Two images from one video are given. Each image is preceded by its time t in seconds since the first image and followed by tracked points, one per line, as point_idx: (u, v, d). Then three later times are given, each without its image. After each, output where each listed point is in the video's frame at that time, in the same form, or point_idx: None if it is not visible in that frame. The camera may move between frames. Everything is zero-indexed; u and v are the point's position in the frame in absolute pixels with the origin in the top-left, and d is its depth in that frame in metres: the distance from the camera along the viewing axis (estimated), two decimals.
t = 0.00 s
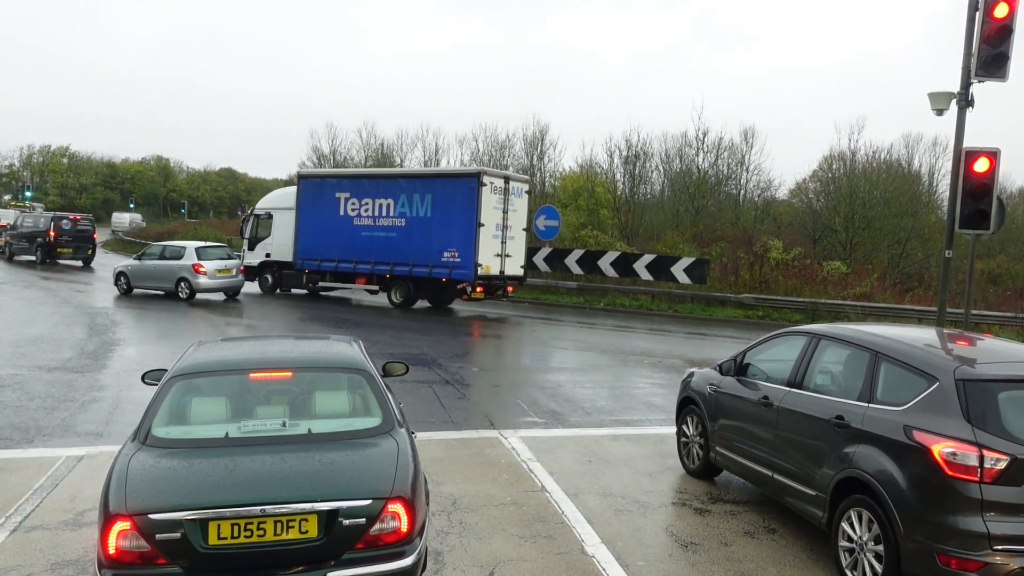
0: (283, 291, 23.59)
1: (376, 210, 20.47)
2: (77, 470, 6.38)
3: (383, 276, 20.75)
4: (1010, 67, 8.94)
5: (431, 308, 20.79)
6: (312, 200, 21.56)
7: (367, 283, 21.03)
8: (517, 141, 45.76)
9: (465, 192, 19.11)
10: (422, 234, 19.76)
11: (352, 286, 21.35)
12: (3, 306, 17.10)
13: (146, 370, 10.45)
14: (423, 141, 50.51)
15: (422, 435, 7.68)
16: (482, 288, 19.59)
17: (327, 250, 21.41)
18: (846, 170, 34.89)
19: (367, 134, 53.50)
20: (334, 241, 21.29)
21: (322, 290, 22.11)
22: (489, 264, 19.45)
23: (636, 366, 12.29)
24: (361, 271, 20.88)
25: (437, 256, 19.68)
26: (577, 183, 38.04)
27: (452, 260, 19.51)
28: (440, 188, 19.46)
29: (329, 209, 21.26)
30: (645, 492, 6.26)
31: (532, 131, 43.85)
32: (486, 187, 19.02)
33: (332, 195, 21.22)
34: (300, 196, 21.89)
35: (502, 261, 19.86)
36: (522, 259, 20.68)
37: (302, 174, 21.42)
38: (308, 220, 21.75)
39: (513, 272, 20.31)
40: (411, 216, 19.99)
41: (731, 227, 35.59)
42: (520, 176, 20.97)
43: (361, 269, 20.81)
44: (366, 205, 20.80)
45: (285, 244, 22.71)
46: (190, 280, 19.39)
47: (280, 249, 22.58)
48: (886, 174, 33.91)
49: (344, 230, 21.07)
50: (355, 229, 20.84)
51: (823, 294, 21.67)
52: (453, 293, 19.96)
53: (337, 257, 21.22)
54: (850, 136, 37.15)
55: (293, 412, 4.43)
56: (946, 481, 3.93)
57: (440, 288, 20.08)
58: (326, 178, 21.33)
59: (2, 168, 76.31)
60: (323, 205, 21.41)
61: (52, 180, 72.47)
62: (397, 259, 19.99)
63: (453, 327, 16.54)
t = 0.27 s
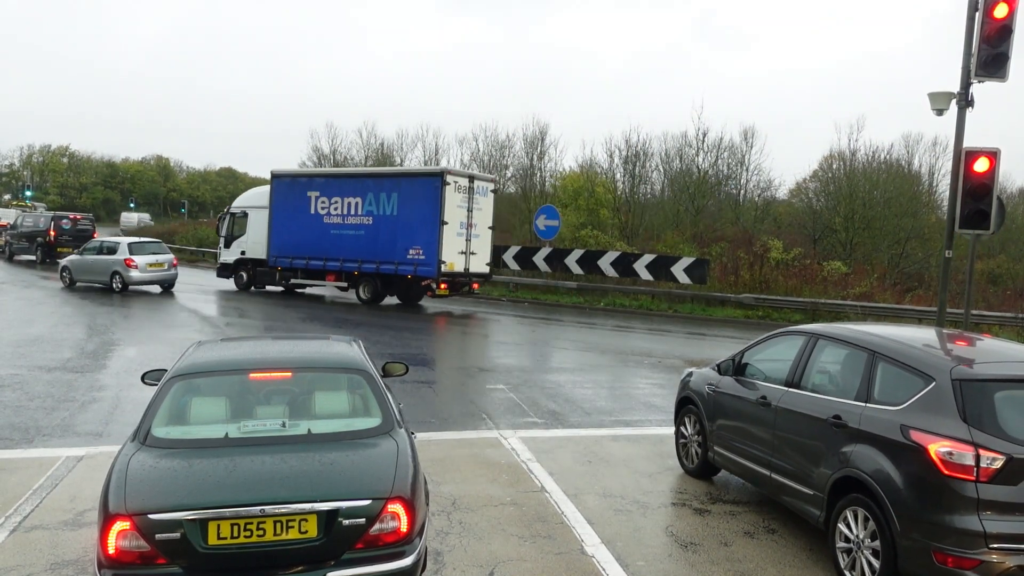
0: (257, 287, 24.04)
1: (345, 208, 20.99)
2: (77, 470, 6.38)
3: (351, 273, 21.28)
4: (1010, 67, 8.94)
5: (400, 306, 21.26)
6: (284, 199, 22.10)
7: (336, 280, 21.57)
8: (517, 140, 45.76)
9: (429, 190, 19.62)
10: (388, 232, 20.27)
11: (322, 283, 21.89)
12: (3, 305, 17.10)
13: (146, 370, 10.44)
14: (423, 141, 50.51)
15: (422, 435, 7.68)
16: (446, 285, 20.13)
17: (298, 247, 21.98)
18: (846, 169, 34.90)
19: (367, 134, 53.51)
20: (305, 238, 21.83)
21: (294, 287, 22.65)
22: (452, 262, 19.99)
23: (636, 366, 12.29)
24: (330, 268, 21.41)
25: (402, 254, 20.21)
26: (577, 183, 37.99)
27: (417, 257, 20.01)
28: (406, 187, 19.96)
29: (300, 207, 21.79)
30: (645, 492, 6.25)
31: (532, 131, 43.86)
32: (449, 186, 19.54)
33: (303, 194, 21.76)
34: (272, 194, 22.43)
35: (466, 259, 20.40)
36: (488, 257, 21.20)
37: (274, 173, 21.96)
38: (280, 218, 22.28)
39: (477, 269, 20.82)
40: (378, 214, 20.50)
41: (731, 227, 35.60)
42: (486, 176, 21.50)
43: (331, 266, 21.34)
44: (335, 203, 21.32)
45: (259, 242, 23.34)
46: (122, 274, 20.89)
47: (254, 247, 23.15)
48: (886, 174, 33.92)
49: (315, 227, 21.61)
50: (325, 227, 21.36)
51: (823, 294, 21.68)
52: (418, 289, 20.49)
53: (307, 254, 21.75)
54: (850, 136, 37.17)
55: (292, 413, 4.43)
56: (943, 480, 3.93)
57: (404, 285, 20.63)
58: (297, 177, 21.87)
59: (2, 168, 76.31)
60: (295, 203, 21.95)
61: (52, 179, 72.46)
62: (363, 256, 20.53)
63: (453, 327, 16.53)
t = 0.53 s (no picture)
0: (234, 286, 24.48)
1: (317, 207, 21.46)
2: (77, 469, 6.38)
3: (323, 271, 21.80)
4: (1009, 67, 8.95)
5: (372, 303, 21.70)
6: (260, 198, 22.58)
7: (309, 277, 22.09)
8: (517, 140, 45.75)
9: (396, 190, 20.13)
10: (357, 231, 20.77)
11: (296, 280, 22.41)
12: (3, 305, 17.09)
13: (146, 370, 10.43)
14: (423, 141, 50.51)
15: (422, 436, 7.67)
16: (414, 282, 20.62)
17: (272, 245, 22.47)
18: (846, 169, 34.93)
19: (367, 134, 53.49)
20: (279, 236, 22.33)
21: (270, 285, 23.18)
22: (420, 259, 20.50)
23: (636, 366, 12.29)
24: (303, 266, 21.93)
25: (371, 252, 20.72)
26: (577, 183, 37.98)
27: (385, 255, 20.53)
28: (374, 186, 20.44)
29: (274, 205, 22.28)
30: (645, 492, 6.26)
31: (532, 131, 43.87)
32: (415, 186, 20.04)
33: (276, 193, 22.24)
34: (247, 193, 22.89)
35: (434, 256, 20.91)
36: (456, 255, 21.70)
37: (249, 173, 22.43)
38: (255, 217, 22.78)
39: (446, 266, 21.31)
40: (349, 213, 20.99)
41: (731, 227, 35.63)
42: (455, 175, 21.99)
43: (304, 264, 21.85)
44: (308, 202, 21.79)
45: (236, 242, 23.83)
46: (61, 267, 22.29)
47: (231, 246, 23.67)
48: (886, 174, 33.93)
49: (288, 226, 22.10)
50: (297, 225, 21.84)
51: (823, 294, 21.70)
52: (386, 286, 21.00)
53: (281, 252, 22.27)
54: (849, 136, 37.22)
55: (292, 412, 4.42)
56: (936, 478, 3.92)
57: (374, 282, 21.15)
58: (271, 177, 22.34)
59: (2, 168, 76.27)
60: (268, 202, 22.42)
61: (52, 179, 72.43)
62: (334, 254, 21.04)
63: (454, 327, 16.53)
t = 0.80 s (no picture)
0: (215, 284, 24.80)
1: (294, 206, 21.86)
2: (77, 469, 6.38)
3: (300, 268, 22.22)
4: (1009, 67, 8.95)
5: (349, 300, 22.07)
6: (238, 197, 22.94)
7: (287, 275, 22.50)
8: (517, 140, 45.78)
9: (371, 190, 20.59)
10: (333, 229, 21.20)
11: (274, 278, 22.78)
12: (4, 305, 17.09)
13: (146, 371, 10.44)
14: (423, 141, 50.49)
15: (422, 435, 7.67)
16: (388, 279, 21.06)
17: (250, 244, 22.81)
18: (846, 169, 34.94)
19: (367, 134, 53.48)
20: (256, 235, 22.69)
21: (250, 283, 23.57)
22: (395, 257, 20.99)
23: (636, 366, 12.29)
24: (281, 264, 22.33)
25: (346, 250, 21.16)
26: (577, 183, 37.99)
27: (360, 253, 20.99)
28: (349, 186, 20.90)
29: (253, 204, 22.65)
30: (645, 492, 6.25)
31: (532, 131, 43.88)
32: (389, 185, 20.51)
33: (254, 192, 22.60)
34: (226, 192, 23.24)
35: (408, 255, 21.38)
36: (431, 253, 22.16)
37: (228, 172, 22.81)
38: (234, 215, 23.14)
39: (420, 264, 21.75)
40: (325, 212, 21.42)
41: (731, 227, 35.65)
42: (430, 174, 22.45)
43: (282, 262, 22.25)
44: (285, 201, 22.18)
45: (217, 240, 24.11)
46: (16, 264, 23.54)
47: (212, 244, 24.04)
48: (886, 174, 33.94)
49: (266, 225, 22.45)
50: (275, 224, 22.22)
51: (822, 294, 21.71)
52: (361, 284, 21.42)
53: (260, 251, 22.66)
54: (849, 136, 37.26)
55: (292, 412, 4.42)
56: (922, 471, 3.96)
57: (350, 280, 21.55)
58: (249, 176, 22.69)
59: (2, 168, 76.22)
60: (247, 201, 22.75)
61: (52, 179, 72.39)
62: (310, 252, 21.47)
63: (453, 326, 16.53)
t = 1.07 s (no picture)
0: (200, 282, 25.12)
1: (275, 205, 22.28)
2: (77, 470, 6.38)
3: (280, 267, 22.61)
4: (1009, 67, 8.95)
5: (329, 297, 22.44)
6: (221, 196, 23.38)
7: (268, 273, 22.93)
8: (517, 140, 45.78)
9: (348, 189, 20.98)
10: (312, 228, 21.63)
11: (256, 276, 23.21)
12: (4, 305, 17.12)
13: (146, 371, 10.45)
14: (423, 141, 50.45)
15: (422, 436, 7.67)
16: (366, 278, 21.45)
17: (234, 242, 23.24)
18: (846, 169, 34.94)
19: (368, 134, 53.48)
20: (240, 234, 23.12)
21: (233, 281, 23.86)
22: (373, 256, 21.35)
23: (636, 366, 12.29)
24: (263, 262, 22.77)
25: (325, 248, 21.53)
26: (577, 183, 37.96)
27: (338, 252, 21.36)
28: (327, 185, 21.32)
29: (235, 203, 23.10)
30: (645, 492, 6.25)
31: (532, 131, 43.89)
32: (366, 184, 20.92)
33: (237, 192, 23.04)
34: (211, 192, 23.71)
35: (386, 253, 21.74)
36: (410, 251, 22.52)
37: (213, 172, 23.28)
38: (217, 215, 23.60)
39: (399, 262, 22.14)
40: (304, 211, 21.82)
41: (731, 227, 35.66)
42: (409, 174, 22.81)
43: (263, 261, 22.71)
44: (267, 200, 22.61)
45: (202, 239, 24.41)
46: None
47: (197, 242, 24.45)
48: (886, 174, 33.93)
49: (249, 224, 22.89)
50: (256, 223, 22.64)
51: (822, 294, 21.71)
52: (339, 282, 21.83)
53: (241, 249, 23.10)
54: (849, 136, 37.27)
55: (292, 413, 4.43)
56: (903, 463, 4.18)
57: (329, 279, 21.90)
58: (233, 176, 23.16)
59: (3, 168, 76.23)
60: (231, 201, 23.21)
61: (52, 180, 72.43)
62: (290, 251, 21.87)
63: (454, 326, 16.54)
